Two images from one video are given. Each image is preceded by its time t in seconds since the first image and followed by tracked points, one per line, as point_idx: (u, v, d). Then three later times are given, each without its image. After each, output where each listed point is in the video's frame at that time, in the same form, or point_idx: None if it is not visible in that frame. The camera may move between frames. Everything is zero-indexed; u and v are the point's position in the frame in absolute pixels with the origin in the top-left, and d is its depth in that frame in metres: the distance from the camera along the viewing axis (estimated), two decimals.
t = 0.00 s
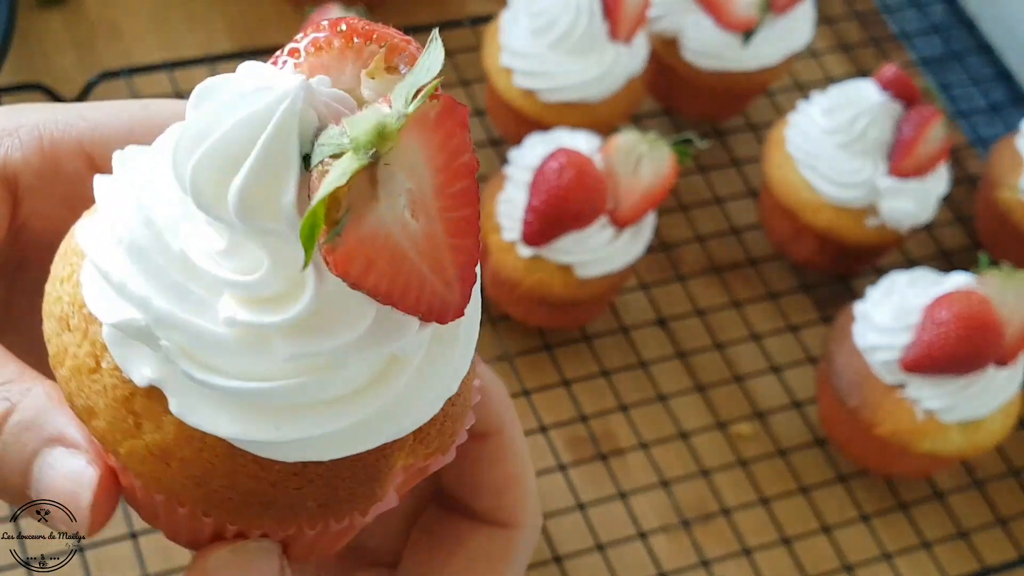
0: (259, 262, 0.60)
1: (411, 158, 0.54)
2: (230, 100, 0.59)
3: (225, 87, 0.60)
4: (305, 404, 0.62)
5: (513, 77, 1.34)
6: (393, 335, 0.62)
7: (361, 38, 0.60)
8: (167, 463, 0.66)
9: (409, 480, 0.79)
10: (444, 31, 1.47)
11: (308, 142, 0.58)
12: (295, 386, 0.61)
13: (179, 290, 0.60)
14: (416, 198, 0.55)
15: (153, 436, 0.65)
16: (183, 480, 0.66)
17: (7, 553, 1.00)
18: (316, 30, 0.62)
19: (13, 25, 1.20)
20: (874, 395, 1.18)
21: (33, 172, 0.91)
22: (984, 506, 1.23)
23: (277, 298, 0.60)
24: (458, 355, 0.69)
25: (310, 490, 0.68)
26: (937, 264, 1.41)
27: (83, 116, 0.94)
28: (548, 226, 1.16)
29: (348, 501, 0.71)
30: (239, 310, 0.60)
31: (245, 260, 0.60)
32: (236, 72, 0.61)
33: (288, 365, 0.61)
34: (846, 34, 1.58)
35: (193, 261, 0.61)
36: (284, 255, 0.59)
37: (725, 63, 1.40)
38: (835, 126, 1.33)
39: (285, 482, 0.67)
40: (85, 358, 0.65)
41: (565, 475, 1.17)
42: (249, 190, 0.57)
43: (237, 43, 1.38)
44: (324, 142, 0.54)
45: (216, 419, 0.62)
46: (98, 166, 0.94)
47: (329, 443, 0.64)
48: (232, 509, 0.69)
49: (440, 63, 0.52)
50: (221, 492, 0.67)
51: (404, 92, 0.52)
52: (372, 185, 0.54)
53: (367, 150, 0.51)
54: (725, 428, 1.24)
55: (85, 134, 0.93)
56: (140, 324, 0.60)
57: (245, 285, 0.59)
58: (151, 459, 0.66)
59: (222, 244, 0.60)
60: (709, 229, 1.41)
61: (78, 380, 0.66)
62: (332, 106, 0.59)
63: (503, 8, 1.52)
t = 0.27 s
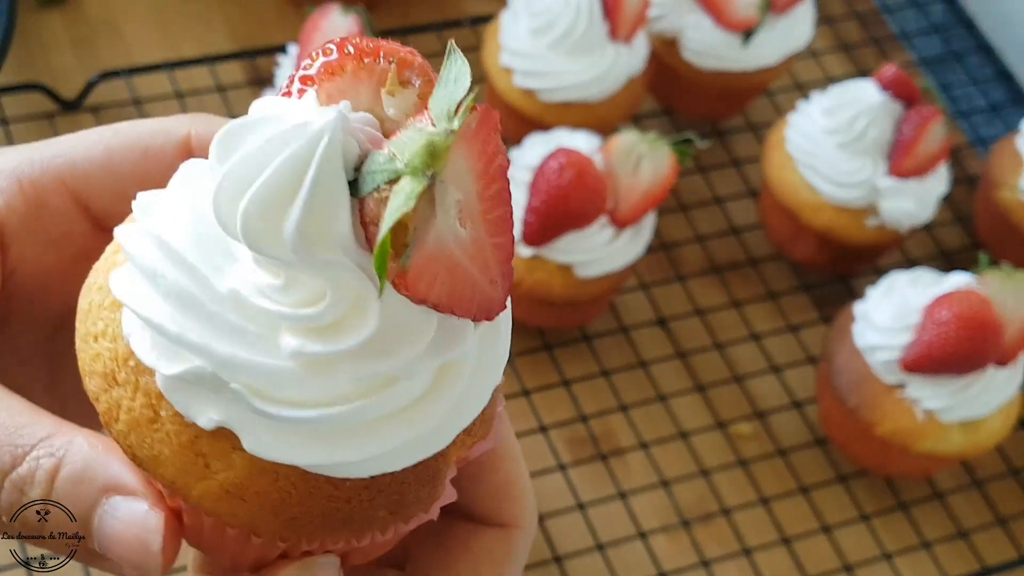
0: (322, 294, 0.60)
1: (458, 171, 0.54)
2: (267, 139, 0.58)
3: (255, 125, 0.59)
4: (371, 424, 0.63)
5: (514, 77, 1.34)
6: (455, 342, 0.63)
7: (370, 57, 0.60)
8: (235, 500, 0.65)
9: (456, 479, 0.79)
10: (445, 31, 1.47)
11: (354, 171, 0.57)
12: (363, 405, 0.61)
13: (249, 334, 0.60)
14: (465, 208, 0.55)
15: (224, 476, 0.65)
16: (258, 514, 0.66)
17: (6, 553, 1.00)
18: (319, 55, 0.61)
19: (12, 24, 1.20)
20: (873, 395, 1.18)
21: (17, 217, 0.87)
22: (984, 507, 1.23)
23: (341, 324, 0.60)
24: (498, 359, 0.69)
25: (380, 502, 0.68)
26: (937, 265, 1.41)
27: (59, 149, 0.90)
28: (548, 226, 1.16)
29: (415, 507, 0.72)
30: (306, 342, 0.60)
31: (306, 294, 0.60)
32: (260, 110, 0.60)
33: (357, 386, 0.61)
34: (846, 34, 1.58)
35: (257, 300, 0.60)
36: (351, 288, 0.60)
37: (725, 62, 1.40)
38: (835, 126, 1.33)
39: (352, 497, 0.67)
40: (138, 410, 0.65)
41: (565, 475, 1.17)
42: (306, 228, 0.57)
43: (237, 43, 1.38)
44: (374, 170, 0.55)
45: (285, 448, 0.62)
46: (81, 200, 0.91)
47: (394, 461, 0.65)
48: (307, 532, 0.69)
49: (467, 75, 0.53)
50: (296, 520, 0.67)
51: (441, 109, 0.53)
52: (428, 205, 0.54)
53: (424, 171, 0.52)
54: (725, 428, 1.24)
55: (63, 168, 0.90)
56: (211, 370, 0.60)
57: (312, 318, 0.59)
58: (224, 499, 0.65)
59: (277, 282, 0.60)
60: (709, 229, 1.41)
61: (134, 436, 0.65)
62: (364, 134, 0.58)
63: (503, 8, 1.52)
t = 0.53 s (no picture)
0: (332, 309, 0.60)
1: (458, 176, 0.54)
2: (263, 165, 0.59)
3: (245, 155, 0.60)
4: (384, 434, 0.64)
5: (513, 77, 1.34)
6: (457, 347, 0.63)
7: (347, 66, 0.63)
8: (258, 519, 0.67)
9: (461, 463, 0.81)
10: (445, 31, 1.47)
11: (353, 184, 0.57)
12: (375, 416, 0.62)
13: (259, 359, 0.60)
14: (466, 209, 0.55)
15: (245, 499, 0.66)
16: (283, 528, 0.67)
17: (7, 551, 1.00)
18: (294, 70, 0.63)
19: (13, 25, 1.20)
20: (873, 395, 1.18)
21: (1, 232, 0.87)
22: (984, 507, 1.23)
23: (351, 339, 0.61)
24: (492, 347, 0.70)
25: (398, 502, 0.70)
26: (937, 264, 1.41)
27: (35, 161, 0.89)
28: (548, 225, 1.16)
29: (429, 500, 0.74)
30: (319, 361, 0.60)
31: (316, 312, 0.60)
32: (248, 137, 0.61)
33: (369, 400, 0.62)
34: (846, 34, 1.58)
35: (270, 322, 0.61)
36: (362, 299, 0.60)
37: (725, 62, 1.40)
38: (835, 126, 1.33)
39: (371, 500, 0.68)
40: (153, 445, 0.65)
41: (565, 475, 1.17)
42: (314, 244, 0.57)
43: (237, 43, 1.38)
44: (379, 184, 0.55)
45: (298, 467, 0.63)
46: (60, 211, 0.91)
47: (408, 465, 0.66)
48: (331, 539, 0.70)
49: (457, 79, 0.53)
50: (320, 529, 0.69)
51: (436, 116, 0.53)
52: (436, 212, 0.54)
53: (433, 182, 0.52)
54: (725, 428, 1.24)
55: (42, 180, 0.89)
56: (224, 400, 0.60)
57: (325, 336, 0.60)
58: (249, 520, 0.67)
59: (285, 302, 0.60)
60: (709, 229, 1.41)
61: (151, 472, 0.66)
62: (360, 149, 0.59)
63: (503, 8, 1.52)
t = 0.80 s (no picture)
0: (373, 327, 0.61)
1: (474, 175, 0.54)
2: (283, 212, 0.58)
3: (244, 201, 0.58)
4: (436, 435, 0.64)
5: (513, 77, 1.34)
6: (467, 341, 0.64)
7: (317, 90, 0.62)
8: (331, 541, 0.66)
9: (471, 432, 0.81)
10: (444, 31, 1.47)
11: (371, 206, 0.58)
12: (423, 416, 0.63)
13: (314, 395, 0.60)
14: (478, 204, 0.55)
15: (317, 527, 0.65)
16: (353, 544, 0.68)
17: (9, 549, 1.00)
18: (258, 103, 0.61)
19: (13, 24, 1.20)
20: (874, 395, 1.18)
21: None
22: (984, 507, 1.23)
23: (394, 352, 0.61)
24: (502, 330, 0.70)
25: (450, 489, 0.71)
26: (937, 265, 1.41)
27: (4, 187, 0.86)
28: (548, 225, 1.16)
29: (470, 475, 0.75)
30: (370, 381, 0.61)
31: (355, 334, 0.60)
32: (245, 185, 0.59)
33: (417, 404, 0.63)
34: (847, 34, 1.58)
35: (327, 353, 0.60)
36: (397, 313, 0.61)
37: (725, 62, 1.40)
38: (835, 126, 1.33)
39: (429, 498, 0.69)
40: (209, 500, 0.63)
41: (565, 475, 1.17)
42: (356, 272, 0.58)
43: (237, 43, 1.38)
44: (404, 208, 0.55)
45: (366, 488, 0.63)
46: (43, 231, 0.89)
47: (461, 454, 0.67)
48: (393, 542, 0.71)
49: (445, 84, 0.54)
50: (389, 533, 0.69)
51: (440, 125, 0.53)
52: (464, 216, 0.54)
53: (463, 188, 0.52)
54: (725, 428, 1.24)
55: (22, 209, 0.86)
56: (292, 444, 0.60)
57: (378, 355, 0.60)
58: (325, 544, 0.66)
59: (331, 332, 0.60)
60: (709, 230, 1.41)
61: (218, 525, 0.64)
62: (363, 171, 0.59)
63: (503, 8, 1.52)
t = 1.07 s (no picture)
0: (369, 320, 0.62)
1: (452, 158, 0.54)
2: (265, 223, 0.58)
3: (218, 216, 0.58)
4: (432, 423, 0.66)
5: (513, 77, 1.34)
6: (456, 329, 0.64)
7: (278, 87, 0.60)
8: (340, 532, 0.68)
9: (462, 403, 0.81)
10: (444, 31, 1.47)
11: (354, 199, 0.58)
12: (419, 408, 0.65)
13: (314, 397, 0.61)
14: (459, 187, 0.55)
15: (328, 520, 0.67)
16: (364, 533, 0.69)
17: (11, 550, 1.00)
18: (223, 106, 0.60)
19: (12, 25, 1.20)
20: (874, 395, 1.18)
21: None
22: (984, 507, 1.23)
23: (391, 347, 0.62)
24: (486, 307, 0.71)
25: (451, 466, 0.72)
26: (937, 265, 1.41)
27: None
28: (548, 225, 1.16)
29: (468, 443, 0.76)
30: (367, 374, 0.62)
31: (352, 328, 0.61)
32: (221, 194, 0.59)
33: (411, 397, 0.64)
34: (847, 34, 1.58)
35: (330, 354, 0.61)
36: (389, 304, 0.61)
37: (725, 62, 1.40)
38: (835, 126, 1.33)
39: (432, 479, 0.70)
40: (222, 506, 0.64)
41: (565, 475, 1.17)
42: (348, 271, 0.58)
43: (237, 43, 1.38)
44: (386, 202, 0.54)
45: (369, 480, 0.65)
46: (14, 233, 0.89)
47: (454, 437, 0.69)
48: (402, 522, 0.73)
49: (412, 70, 0.53)
50: (402, 514, 0.71)
51: (412, 112, 0.52)
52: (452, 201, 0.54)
53: (446, 177, 0.52)
54: (725, 428, 1.24)
55: None
56: (298, 448, 0.61)
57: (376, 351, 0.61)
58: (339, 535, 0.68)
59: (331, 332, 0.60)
60: (709, 230, 1.41)
61: (239, 532, 0.65)
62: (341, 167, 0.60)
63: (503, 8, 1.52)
